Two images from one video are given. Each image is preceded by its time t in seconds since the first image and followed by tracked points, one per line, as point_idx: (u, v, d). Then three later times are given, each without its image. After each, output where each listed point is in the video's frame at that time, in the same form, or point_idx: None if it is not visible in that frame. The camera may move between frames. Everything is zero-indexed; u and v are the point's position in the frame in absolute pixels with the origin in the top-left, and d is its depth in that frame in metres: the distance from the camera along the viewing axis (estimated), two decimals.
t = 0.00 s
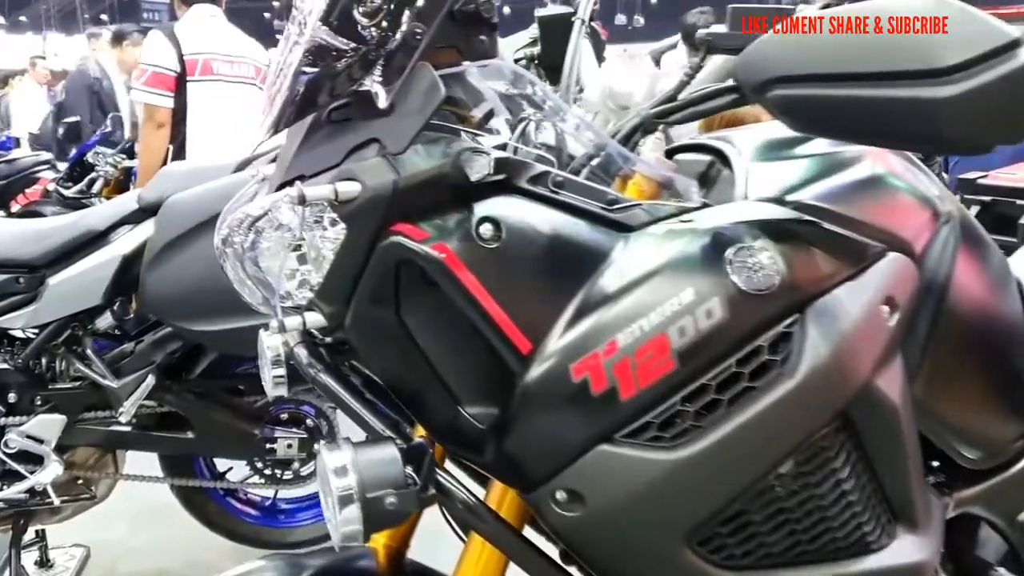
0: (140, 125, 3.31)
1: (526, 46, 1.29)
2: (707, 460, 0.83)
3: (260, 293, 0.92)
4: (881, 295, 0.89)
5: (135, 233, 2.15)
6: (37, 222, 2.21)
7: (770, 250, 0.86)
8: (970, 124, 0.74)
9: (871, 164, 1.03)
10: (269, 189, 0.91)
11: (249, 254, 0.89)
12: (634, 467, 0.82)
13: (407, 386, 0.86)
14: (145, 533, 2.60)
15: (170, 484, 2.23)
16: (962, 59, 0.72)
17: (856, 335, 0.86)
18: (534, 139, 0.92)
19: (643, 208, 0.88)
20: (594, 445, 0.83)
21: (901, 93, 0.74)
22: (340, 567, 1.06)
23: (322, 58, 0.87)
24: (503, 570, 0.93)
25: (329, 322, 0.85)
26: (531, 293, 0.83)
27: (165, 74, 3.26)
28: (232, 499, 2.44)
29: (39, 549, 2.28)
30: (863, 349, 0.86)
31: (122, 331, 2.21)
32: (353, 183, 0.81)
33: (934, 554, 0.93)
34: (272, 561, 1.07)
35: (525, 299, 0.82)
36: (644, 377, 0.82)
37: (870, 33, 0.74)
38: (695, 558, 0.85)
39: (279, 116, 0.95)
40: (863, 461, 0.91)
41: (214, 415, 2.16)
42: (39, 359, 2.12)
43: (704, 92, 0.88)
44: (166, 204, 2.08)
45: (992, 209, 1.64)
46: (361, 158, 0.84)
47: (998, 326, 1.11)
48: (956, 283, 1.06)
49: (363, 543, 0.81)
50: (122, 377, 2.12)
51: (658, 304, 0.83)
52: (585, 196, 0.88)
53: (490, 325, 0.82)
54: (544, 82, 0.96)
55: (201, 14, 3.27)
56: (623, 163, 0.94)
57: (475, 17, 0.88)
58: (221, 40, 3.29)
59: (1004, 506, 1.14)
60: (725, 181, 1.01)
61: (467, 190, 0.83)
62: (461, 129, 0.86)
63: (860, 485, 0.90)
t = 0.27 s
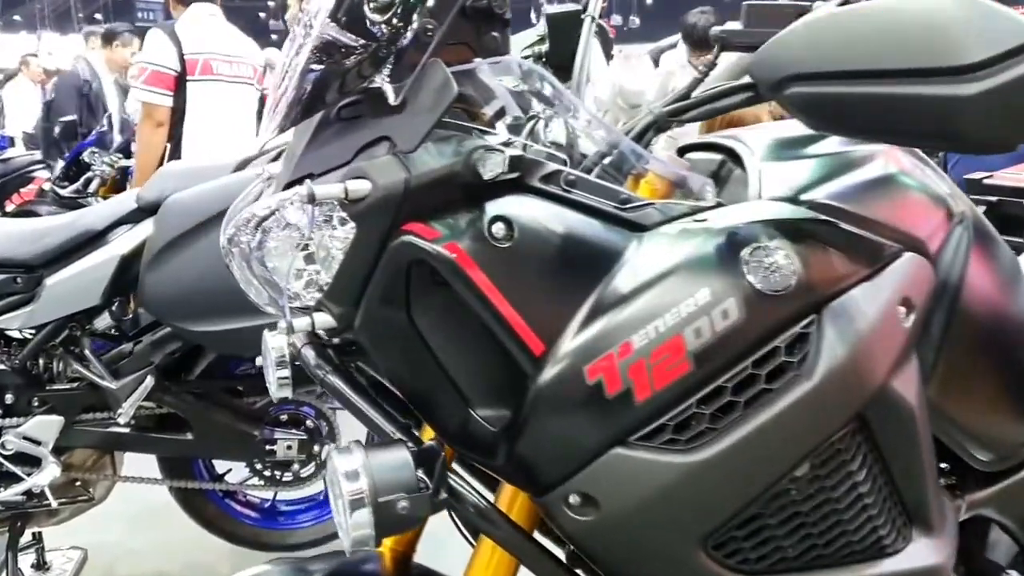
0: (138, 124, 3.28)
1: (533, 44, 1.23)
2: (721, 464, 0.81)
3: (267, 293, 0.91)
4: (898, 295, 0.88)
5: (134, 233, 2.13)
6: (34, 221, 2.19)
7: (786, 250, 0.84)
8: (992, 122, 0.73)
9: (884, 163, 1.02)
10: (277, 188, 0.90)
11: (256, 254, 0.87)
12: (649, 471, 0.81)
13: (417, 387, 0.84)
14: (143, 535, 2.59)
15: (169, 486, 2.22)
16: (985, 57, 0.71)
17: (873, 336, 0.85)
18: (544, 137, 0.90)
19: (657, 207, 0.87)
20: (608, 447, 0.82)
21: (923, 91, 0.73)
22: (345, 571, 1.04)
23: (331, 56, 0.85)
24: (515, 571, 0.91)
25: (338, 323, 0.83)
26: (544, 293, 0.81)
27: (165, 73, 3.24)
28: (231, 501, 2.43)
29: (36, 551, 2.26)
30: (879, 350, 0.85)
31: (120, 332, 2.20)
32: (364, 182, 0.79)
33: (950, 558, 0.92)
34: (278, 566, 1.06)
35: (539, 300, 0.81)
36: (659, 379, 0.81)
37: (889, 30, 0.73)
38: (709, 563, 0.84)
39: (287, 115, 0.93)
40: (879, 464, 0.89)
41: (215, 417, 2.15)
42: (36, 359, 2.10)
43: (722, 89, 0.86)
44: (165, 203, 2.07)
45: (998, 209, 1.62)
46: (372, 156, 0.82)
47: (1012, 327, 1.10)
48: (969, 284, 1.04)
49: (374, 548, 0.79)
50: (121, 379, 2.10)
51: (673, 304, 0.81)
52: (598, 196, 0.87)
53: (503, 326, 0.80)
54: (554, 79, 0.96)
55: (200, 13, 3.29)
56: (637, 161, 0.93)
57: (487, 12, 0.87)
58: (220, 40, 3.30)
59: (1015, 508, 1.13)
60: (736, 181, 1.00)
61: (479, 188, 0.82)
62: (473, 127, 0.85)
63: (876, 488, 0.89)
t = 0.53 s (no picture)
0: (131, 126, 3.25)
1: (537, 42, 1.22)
2: (733, 462, 0.81)
3: (272, 291, 0.90)
4: (910, 294, 0.87)
5: (132, 232, 2.12)
6: (31, 219, 2.18)
7: (798, 247, 0.84)
8: (1010, 117, 0.73)
9: (893, 160, 1.01)
10: (282, 185, 0.89)
11: (261, 252, 0.86)
12: (660, 470, 0.80)
13: (425, 387, 0.83)
14: (141, 535, 2.57)
15: (168, 486, 2.21)
16: (1004, 52, 0.71)
17: (885, 334, 0.84)
18: (551, 134, 0.90)
19: (667, 205, 0.86)
20: (617, 447, 0.81)
21: (941, 86, 0.73)
22: (350, 571, 1.03)
23: (335, 51, 0.83)
24: (523, 571, 0.89)
25: (346, 321, 0.82)
26: (553, 291, 0.80)
27: (157, 73, 3.22)
28: (231, 501, 2.42)
29: (34, 552, 2.25)
30: (891, 348, 0.85)
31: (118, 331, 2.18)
32: (372, 178, 0.78)
33: (961, 558, 0.91)
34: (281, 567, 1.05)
35: (548, 297, 0.80)
36: (671, 378, 0.80)
37: (908, 25, 0.73)
38: (720, 563, 0.83)
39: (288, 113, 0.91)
40: (890, 463, 0.89)
41: (215, 416, 2.14)
42: (34, 358, 2.08)
43: (732, 86, 0.86)
44: (165, 201, 2.05)
45: (1001, 209, 1.61)
46: (380, 152, 0.81)
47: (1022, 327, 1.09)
48: (978, 283, 1.03)
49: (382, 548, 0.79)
50: (119, 377, 2.09)
51: (684, 303, 0.81)
52: (608, 192, 0.86)
53: (513, 325, 0.79)
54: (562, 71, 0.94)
55: (189, 11, 3.29)
56: (645, 155, 0.91)
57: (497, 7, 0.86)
58: (210, 37, 3.29)
59: None
60: (745, 178, 0.99)
61: (488, 185, 0.81)
62: (481, 122, 0.84)
63: (887, 488, 0.88)
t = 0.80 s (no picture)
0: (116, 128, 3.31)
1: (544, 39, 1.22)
2: (744, 462, 0.80)
3: (277, 289, 0.89)
4: (921, 292, 0.87)
5: (131, 229, 2.11)
6: (29, 216, 2.16)
7: (808, 245, 0.83)
8: None
9: (902, 158, 1.00)
10: (288, 180, 0.88)
11: (267, 249, 0.86)
12: (670, 470, 0.79)
13: (432, 385, 0.83)
14: (140, 534, 2.56)
15: (167, 484, 2.19)
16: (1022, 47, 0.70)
17: (896, 333, 0.84)
18: (558, 130, 0.88)
19: (676, 202, 0.85)
20: (627, 446, 0.80)
21: (954, 83, 0.72)
22: (355, 571, 1.03)
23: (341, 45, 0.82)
24: (530, 571, 0.88)
25: (353, 319, 0.82)
26: (562, 288, 0.80)
27: (139, 74, 3.28)
28: (230, 500, 2.41)
29: (32, 551, 2.24)
30: (903, 347, 0.84)
31: (117, 329, 2.17)
32: (379, 174, 0.78)
33: (971, 559, 0.90)
34: (285, 567, 1.04)
35: (557, 295, 0.79)
36: (681, 376, 0.79)
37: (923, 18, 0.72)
38: (730, 564, 0.83)
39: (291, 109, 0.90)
40: (900, 463, 0.88)
41: (214, 415, 2.13)
42: (33, 356, 2.07)
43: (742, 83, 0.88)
44: (165, 198, 2.04)
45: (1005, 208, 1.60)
46: (388, 147, 0.80)
47: None
48: (986, 282, 1.02)
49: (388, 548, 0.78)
50: (119, 376, 2.08)
51: (695, 301, 0.80)
52: (618, 189, 0.85)
53: (522, 322, 0.78)
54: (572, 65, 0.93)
55: (171, 10, 3.28)
56: (655, 155, 0.91)
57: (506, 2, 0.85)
58: (190, 35, 3.25)
59: None
60: (751, 176, 0.99)
61: (497, 181, 0.80)
62: (490, 118, 0.83)
63: (898, 489, 0.88)
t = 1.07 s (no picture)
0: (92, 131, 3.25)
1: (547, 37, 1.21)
2: (753, 461, 0.79)
3: (282, 286, 0.88)
4: (931, 291, 0.86)
5: (130, 227, 2.10)
6: (28, 214, 2.15)
7: (817, 243, 0.82)
8: None
9: (909, 157, 0.99)
10: (293, 176, 0.87)
11: (271, 245, 0.85)
12: (678, 469, 0.79)
13: (438, 383, 0.82)
14: (138, 534, 2.55)
15: (166, 483, 2.19)
16: None
17: (906, 331, 0.83)
18: (565, 127, 0.87)
19: (685, 199, 0.85)
20: (635, 445, 0.79)
21: (968, 79, 0.72)
22: (358, 571, 1.01)
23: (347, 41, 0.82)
24: (535, 571, 0.88)
25: (359, 316, 0.81)
26: (570, 286, 0.79)
27: (110, 75, 3.27)
28: (229, 499, 2.40)
29: (30, 550, 2.23)
30: (913, 346, 0.83)
31: (116, 328, 2.14)
32: (386, 170, 0.77)
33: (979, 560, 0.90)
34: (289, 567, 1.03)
35: (565, 292, 0.79)
36: (691, 375, 0.78)
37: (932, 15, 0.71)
38: (738, 564, 0.82)
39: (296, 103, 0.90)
40: (909, 463, 0.88)
41: (214, 413, 2.12)
42: (31, 354, 2.06)
43: (756, 78, 0.88)
44: (164, 196, 2.03)
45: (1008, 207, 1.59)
46: (394, 143, 0.80)
47: None
48: (993, 281, 1.02)
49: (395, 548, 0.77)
50: (118, 374, 2.07)
51: (704, 299, 0.79)
52: (626, 186, 0.84)
53: (530, 319, 0.78)
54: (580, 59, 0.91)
55: (145, 14, 3.46)
56: (664, 151, 0.90)
57: None
58: (162, 33, 3.39)
59: None
60: (760, 174, 0.99)
61: (505, 177, 0.79)
62: (497, 114, 0.82)
63: (907, 488, 0.87)
